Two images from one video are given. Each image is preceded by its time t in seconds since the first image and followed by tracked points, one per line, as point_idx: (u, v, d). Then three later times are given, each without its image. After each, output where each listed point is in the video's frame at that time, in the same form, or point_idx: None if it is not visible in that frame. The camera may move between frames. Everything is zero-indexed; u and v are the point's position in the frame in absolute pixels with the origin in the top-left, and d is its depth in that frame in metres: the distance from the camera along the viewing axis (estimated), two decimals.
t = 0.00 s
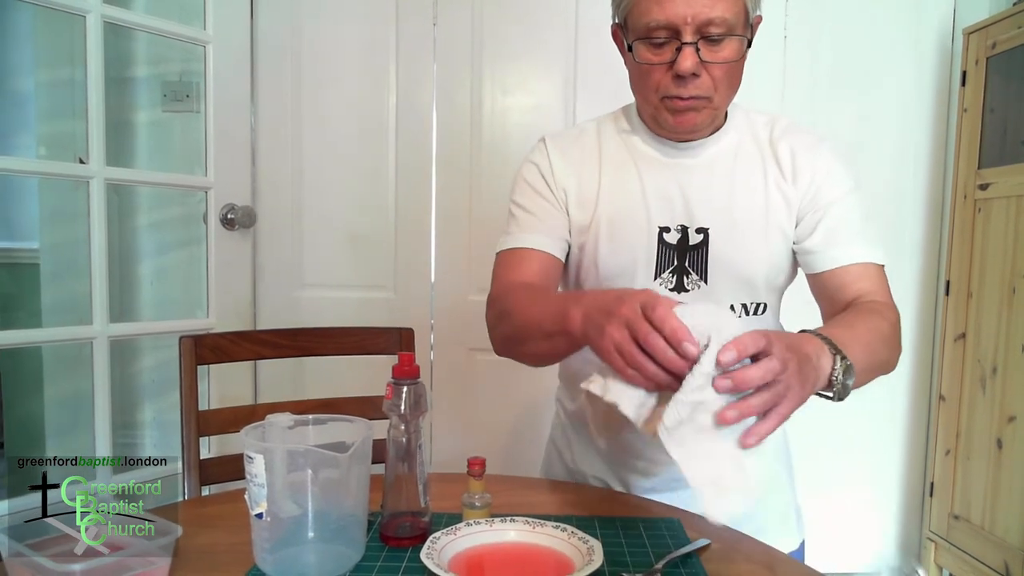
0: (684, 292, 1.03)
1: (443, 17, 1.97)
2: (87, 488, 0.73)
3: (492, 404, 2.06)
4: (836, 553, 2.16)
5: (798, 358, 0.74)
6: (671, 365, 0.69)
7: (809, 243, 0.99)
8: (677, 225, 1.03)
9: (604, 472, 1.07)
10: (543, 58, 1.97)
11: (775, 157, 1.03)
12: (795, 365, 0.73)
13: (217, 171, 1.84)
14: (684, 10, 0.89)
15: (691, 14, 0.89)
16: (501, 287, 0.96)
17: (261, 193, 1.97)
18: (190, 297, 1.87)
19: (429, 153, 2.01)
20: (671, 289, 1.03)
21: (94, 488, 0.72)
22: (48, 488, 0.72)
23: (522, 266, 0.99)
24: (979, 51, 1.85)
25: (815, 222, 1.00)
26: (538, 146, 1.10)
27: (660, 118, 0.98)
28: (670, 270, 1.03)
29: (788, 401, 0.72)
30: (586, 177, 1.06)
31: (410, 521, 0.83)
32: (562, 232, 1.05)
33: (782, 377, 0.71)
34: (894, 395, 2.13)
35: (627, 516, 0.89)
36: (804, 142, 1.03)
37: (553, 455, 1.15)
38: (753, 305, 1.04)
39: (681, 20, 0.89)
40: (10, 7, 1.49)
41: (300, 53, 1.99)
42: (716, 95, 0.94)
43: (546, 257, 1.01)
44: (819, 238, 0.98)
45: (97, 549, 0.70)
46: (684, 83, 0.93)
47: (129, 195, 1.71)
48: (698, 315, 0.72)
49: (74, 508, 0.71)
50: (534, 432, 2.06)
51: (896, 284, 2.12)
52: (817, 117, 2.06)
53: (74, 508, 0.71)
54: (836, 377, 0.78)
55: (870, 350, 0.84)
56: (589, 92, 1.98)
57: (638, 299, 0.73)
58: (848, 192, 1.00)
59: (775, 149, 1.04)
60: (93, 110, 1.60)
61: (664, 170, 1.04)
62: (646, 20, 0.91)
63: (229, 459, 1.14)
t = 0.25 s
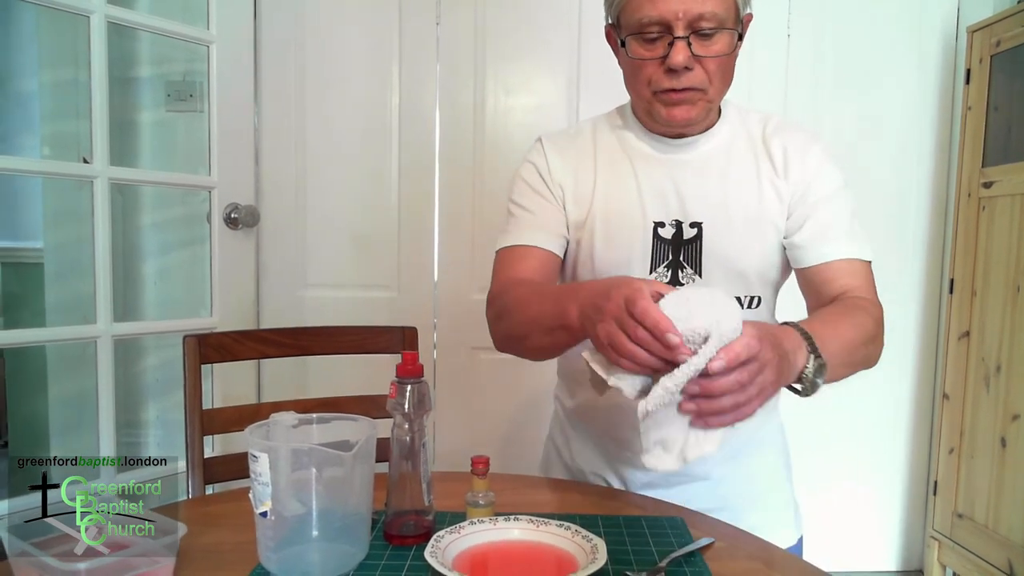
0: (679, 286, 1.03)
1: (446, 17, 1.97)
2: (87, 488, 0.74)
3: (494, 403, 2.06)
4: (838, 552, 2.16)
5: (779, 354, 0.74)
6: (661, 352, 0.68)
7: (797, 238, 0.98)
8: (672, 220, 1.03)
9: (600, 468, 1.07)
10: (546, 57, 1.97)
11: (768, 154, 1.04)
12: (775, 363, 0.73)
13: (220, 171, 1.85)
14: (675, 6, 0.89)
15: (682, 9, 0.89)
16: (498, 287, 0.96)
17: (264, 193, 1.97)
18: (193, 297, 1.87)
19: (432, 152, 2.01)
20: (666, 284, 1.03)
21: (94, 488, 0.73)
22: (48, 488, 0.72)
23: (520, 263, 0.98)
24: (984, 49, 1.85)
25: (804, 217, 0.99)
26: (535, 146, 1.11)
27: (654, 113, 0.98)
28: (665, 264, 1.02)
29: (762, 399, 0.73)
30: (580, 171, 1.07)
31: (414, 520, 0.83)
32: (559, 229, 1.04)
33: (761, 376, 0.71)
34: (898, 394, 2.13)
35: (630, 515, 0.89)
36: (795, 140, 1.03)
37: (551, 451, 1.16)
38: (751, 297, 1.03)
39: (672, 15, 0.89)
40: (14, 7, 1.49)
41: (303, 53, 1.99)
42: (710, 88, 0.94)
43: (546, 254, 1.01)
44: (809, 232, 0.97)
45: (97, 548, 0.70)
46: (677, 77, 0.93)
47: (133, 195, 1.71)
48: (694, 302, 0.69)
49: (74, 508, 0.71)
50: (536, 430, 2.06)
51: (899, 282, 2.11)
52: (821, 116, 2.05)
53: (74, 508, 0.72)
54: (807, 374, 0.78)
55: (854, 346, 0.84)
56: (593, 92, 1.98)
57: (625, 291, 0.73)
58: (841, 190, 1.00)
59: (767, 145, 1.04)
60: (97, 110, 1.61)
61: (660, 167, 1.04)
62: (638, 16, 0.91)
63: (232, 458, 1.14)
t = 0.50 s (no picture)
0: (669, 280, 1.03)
1: (445, 16, 1.97)
2: (88, 488, 0.73)
3: (492, 401, 2.06)
4: (837, 551, 2.16)
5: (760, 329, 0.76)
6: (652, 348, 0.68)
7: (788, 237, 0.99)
8: (663, 215, 1.03)
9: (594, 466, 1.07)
10: (545, 56, 1.97)
11: (758, 152, 1.04)
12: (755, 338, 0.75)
13: (219, 170, 1.84)
14: (665, 5, 0.89)
15: (672, 9, 0.90)
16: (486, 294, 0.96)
17: (263, 192, 1.97)
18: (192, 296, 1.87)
19: (431, 152, 2.01)
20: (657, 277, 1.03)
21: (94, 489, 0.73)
22: (48, 487, 0.71)
23: (507, 268, 1.00)
24: (983, 49, 1.85)
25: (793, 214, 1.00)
26: (528, 146, 1.10)
27: (644, 112, 0.98)
28: (656, 258, 1.02)
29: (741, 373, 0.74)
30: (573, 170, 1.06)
31: (412, 519, 0.83)
32: (551, 232, 1.04)
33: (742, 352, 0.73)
34: (896, 393, 2.13)
35: (628, 514, 0.89)
36: (784, 137, 1.04)
37: (546, 447, 1.15)
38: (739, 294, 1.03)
39: (662, 15, 0.90)
40: (13, 5, 1.49)
41: (302, 52, 1.99)
42: (700, 87, 0.94)
43: (535, 258, 1.01)
44: (798, 231, 0.98)
45: (97, 549, 0.70)
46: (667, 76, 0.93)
47: (132, 194, 1.71)
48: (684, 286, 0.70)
49: (74, 508, 0.71)
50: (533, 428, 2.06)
51: (898, 282, 2.11)
52: (820, 116, 2.05)
53: (74, 508, 0.71)
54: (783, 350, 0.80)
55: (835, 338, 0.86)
56: (592, 91, 1.98)
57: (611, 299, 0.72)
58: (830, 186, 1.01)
59: (755, 142, 1.04)
60: (96, 109, 1.60)
61: (652, 167, 1.04)
62: (628, 16, 0.92)
63: (231, 457, 1.14)
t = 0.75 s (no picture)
0: (663, 277, 1.02)
1: (443, 17, 1.97)
2: (88, 488, 0.73)
3: (490, 402, 2.06)
4: (835, 552, 2.16)
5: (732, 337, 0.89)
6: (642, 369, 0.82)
7: (783, 243, 1.02)
8: (655, 213, 1.01)
9: (589, 466, 1.07)
10: (543, 57, 1.98)
11: (749, 150, 1.04)
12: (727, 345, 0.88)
13: (217, 171, 1.84)
14: (665, 19, 0.91)
15: (672, 22, 0.91)
16: (477, 306, 1.03)
17: (261, 194, 1.97)
18: (189, 297, 1.87)
19: (429, 153, 2.01)
20: (650, 275, 1.02)
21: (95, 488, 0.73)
22: (48, 487, 0.72)
23: (491, 281, 1.06)
24: (980, 50, 1.85)
25: (790, 224, 1.01)
26: (517, 148, 1.09)
27: (640, 120, 0.99)
28: (649, 255, 1.01)
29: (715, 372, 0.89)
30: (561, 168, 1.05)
31: (410, 521, 0.83)
32: (533, 246, 1.06)
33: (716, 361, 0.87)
34: (894, 394, 2.14)
35: (626, 515, 0.89)
36: (774, 135, 1.04)
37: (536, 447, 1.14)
38: (730, 288, 1.04)
39: (661, 28, 0.91)
40: (11, 6, 1.49)
41: (300, 52, 1.99)
42: (695, 98, 0.96)
43: (513, 271, 1.06)
44: (792, 236, 1.01)
45: (97, 549, 0.70)
46: (664, 87, 0.94)
47: (129, 195, 1.71)
48: (672, 316, 0.82)
49: (74, 508, 0.71)
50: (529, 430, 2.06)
51: (895, 283, 2.11)
52: (818, 117, 2.05)
53: (74, 508, 0.71)
54: (750, 347, 0.93)
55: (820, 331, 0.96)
56: (590, 92, 1.98)
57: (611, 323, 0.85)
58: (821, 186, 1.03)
59: (747, 139, 1.05)
60: (94, 111, 1.60)
61: (645, 167, 1.03)
62: (628, 28, 0.93)
63: (230, 459, 1.14)
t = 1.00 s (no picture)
0: (657, 275, 1.01)
1: (442, 16, 1.97)
2: (88, 487, 0.73)
3: (488, 402, 2.06)
4: (834, 552, 2.17)
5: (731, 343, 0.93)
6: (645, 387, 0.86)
7: (785, 244, 1.02)
8: (649, 212, 1.01)
9: (585, 467, 1.06)
10: (542, 57, 1.98)
11: (743, 148, 1.04)
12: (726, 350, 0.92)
13: (215, 170, 1.84)
14: (661, 32, 0.91)
15: (668, 35, 0.91)
16: (478, 307, 1.06)
17: (259, 193, 1.98)
18: (188, 297, 1.87)
19: (428, 152, 2.01)
20: (645, 273, 1.01)
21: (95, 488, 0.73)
22: (48, 488, 0.71)
23: (486, 282, 1.08)
24: (978, 51, 1.85)
25: (791, 227, 1.01)
26: (510, 147, 1.09)
27: (634, 126, 1.00)
28: (643, 254, 1.01)
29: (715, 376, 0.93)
30: (554, 168, 1.05)
31: (409, 520, 0.83)
32: (525, 245, 1.06)
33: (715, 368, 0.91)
34: (892, 394, 2.14)
35: (625, 516, 0.89)
36: (766, 132, 1.04)
37: (530, 447, 1.14)
38: (723, 286, 1.03)
39: (657, 40, 0.92)
40: (9, 6, 1.48)
41: (299, 52, 1.98)
42: (689, 107, 0.97)
43: (504, 271, 1.07)
44: (795, 237, 1.01)
45: (97, 549, 0.70)
46: (659, 98, 0.95)
47: (127, 195, 1.71)
48: (674, 337, 0.85)
49: (74, 508, 0.71)
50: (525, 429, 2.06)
51: (894, 283, 2.12)
52: (816, 117, 2.06)
53: (74, 508, 0.71)
54: (750, 345, 0.96)
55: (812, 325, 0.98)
56: (589, 91, 1.98)
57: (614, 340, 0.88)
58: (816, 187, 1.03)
59: (741, 139, 1.04)
60: (92, 110, 1.60)
61: (640, 167, 1.03)
62: (624, 39, 0.93)
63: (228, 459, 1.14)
